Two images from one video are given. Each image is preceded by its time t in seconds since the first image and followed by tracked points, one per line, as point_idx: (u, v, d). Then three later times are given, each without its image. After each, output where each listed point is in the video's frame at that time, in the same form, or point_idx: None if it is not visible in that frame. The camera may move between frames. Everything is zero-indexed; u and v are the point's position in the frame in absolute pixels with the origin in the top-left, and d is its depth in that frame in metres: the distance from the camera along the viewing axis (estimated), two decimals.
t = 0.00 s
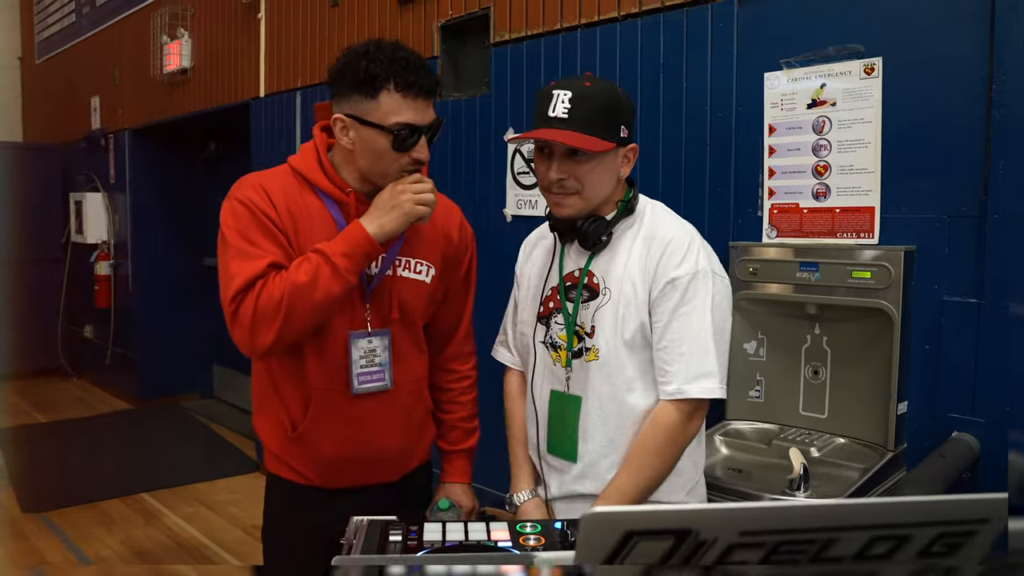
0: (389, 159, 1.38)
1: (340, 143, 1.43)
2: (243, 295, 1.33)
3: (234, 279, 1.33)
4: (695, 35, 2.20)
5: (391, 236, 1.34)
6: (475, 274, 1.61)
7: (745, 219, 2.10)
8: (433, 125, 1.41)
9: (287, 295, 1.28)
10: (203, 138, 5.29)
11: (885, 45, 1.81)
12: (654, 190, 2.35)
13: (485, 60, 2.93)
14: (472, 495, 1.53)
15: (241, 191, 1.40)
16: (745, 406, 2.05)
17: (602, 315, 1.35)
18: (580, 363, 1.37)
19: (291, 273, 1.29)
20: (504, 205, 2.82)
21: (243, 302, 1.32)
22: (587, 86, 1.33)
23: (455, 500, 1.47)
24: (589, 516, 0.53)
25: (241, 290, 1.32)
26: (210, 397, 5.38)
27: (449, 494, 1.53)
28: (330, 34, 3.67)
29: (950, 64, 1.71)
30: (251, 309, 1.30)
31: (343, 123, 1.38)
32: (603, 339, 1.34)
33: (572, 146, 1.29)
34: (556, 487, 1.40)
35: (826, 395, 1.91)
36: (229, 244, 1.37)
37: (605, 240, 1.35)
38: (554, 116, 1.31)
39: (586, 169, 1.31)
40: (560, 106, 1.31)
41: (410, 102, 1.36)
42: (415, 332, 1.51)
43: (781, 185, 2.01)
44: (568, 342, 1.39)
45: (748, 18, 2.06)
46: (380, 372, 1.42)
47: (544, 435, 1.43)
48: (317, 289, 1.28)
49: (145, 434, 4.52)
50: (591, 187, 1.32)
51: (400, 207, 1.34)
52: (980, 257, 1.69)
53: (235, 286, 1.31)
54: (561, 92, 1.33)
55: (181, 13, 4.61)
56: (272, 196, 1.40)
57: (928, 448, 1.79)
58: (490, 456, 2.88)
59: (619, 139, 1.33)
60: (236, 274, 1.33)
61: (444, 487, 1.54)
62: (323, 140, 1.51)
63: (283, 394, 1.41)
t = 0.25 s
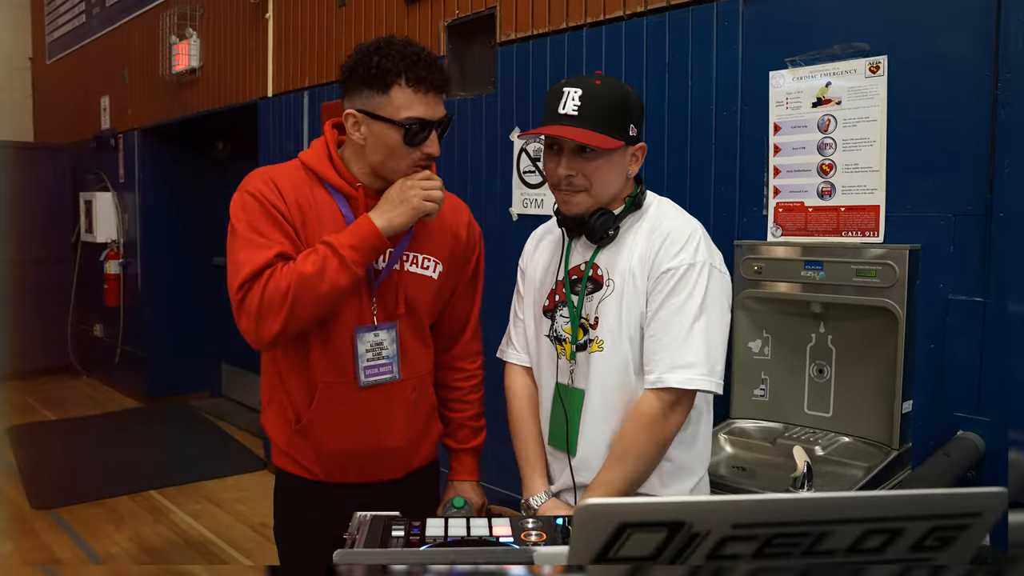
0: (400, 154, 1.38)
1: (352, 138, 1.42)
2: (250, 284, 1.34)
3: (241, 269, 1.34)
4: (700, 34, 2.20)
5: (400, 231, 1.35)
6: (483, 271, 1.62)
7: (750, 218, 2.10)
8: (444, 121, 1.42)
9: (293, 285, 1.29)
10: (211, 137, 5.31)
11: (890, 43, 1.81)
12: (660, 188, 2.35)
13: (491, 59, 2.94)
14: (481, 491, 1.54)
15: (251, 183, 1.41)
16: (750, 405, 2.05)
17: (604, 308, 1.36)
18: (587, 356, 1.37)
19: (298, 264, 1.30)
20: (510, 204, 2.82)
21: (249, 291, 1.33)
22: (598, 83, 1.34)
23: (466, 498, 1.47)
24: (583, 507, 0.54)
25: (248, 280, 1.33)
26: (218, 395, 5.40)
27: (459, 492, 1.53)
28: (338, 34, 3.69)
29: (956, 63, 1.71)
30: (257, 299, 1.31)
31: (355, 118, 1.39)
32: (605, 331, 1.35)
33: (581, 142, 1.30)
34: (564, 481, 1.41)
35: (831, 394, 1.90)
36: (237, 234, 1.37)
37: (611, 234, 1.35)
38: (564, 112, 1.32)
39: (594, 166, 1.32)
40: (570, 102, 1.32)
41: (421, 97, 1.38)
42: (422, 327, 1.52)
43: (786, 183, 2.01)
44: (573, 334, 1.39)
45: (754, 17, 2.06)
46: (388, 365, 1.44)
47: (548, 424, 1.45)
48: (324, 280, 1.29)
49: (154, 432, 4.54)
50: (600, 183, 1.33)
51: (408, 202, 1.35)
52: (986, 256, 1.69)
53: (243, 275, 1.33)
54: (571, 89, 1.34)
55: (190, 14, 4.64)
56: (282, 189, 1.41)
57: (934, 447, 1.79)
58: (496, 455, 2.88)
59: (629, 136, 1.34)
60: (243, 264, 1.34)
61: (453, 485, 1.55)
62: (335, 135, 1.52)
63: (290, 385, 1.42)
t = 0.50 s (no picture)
0: (403, 151, 1.38)
1: (354, 136, 1.43)
2: (249, 285, 1.33)
3: (241, 269, 1.34)
4: (701, 33, 2.19)
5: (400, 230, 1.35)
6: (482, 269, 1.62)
7: (751, 217, 2.10)
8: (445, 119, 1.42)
9: (293, 286, 1.28)
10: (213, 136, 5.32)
11: (891, 43, 1.80)
12: (660, 187, 2.34)
13: (493, 58, 2.94)
14: (482, 487, 1.54)
15: (252, 182, 1.41)
16: (751, 404, 2.05)
17: (603, 310, 1.35)
18: (578, 358, 1.38)
19: (298, 264, 1.30)
20: (511, 203, 2.82)
21: (249, 292, 1.33)
22: (593, 81, 1.33)
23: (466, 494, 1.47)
24: (573, 503, 0.53)
25: (247, 281, 1.33)
26: (220, 394, 5.41)
27: (459, 488, 1.54)
28: (339, 34, 3.69)
29: (956, 62, 1.71)
30: (256, 300, 1.31)
31: (358, 115, 1.39)
32: (605, 333, 1.34)
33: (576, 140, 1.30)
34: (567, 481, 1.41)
35: (831, 394, 1.90)
36: (236, 233, 1.37)
37: (609, 235, 1.34)
38: (559, 110, 1.31)
39: (589, 164, 1.31)
40: (565, 100, 1.31)
41: (424, 95, 1.38)
42: (421, 325, 1.52)
43: (787, 182, 2.01)
44: (569, 337, 1.40)
45: (755, 16, 2.06)
46: (381, 365, 1.43)
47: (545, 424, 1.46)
48: (323, 281, 1.29)
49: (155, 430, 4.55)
50: (595, 182, 1.32)
51: (409, 203, 1.35)
52: (987, 256, 1.69)
53: (243, 275, 1.32)
54: (566, 87, 1.33)
55: (192, 13, 4.64)
56: (281, 187, 1.41)
57: (935, 446, 1.79)
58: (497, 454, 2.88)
59: (624, 134, 1.33)
60: (243, 264, 1.34)
61: (454, 481, 1.55)
62: (334, 133, 1.52)
63: (290, 384, 1.43)
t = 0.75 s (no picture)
0: (406, 143, 1.37)
1: (355, 133, 1.42)
2: (254, 286, 1.32)
3: (246, 270, 1.32)
4: (707, 30, 2.18)
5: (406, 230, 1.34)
6: (487, 266, 1.60)
7: (758, 215, 2.09)
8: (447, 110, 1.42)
9: (299, 286, 1.27)
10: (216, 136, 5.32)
11: (899, 39, 1.79)
12: (666, 186, 2.33)
13: (497, 56, 2.92)
14: (488, 484, 1.53)
15: (255, 181, 1.39)
16: (758, 404, 2.04)
17: (610, 310, 1.33)
18: (590, 358, 1.36)
19: (304, 265, 1.29)
20: (516, 202, 2.81)
21: (253, 294, 1.31)
22: (600, 78, 1.32)
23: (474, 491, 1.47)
24: (593, 503, 0.53)
25: (252, 282, 1.32)
26: (223, 394, 5.40)
27: (465, 484, 1.52)
28: (343, 33, 3.69)
29: (966, 59, 1.69)
30: (261, 302, 1.29)
31: (358, 112, 1.38)
32: (611, 333, 1.33)
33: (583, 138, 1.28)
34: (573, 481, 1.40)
35: (839, 393, 1.89)
36: (239, 233, 1.36)
37: (616, 234, 1.33)
38: (566, 108, 1.29)
39: (597, 163, 1.29)
40: (572, 97, 1.29)
41: (424, 86, 1.37)
42: (428, 325, 1.50)
43: (795, 181, 1.99)
44: (576, 336, 1.37)
45: (761, 13, 2.04)
46: (392, 363, 1.43)
47: (552, 421, 1.44)
48: (329, 281, 1.28)
49: (158, 430, 4.54)
50: (603, 180, 1.31)
51: (417, 203, 1.34)
52: (997, 255, 1.67)
53: (247, 277, 1.31)
54: (573, 85, 1.32)
55: (195, 12, 4.64)
56: (285, 186, 1.40)
57: (944, 446, 1.78)
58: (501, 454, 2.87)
59: (632, 133, 1.31)
60: (247, 265, 1.33)
61: (461, 477, 1.54)
62: (335, 130, 1.51)
63: (296, 386, 1.41)
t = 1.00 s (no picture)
0: (415, 148, 1.35)
1: (363, 136, 1.39)
2: (263, 292, 1.29)
3: (254, 277, 1.30)
4: (719, 28, 2.16)
5: (416, 233, 1.32)
6: (497, 269, 1.58)
7: (771, 216, 2.06)
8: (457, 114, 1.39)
9: (309, 293, 1.25)
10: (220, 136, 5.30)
11: (916, 37, 1.76)
12: (677, 186, 2.31)
13: (504, 55, 2.90)
14: (500, 490, 1.50)
15: (262, 184, 1.37)
16: (772, 407, 2.01)
17: (626, 315, 1.31)
18: (601, 364, 1.34)
19: (313, 270, 1.27)
20: (523, 202, 2.79)
21: (263, 300, 1.29)
22: (617, 77, 1.29)
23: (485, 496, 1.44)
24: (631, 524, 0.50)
25: (261, 289, 1.29)
26: (227, 395, 5.39)
27: (477, 490, 1.50)
28: (348, 33, 3.67)
29: (985, 57, 1.67)
30: (271, 309, 1.27)
31: (366, 115, 1.35)
32: (627, 339, 1.30)
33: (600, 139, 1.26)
34: (586, 488, 1.37)
35: (854, 396, 1.86)
36: (247, 238, 1.33)
37: (633, 238, 1.31)
38: (582, 109, 1.27)
39: (614, 164, 1.27)
40: (589, 98, 1.27)
41: (434, 92, 1.34)
42: (438, 330, 1.48)
43: (809, 181, 1.97)
44: (589, 342, 1.35)
45: (774, 11, 2.02)
46: (402, 370, 1.41)
47: (564, 428, 1.41)
48: (340, 288, 1.26)
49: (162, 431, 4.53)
50: (619, 182, 1.28)
51: (427, 204, 1.32)
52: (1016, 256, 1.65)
53: (256, 284, 1.28)
54: (590, 84, 1.29)
55: (198, 12, 4.63)
56: (294, 190, 1.37)
57: (961, 450, 1.75)
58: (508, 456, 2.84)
59: (651, 133, 1.29)
60: (256, 271, 1.30)
61: (471, 483, 1.51)
62: (344, 131, 1.49)
63: (304, 393, 1.39)
